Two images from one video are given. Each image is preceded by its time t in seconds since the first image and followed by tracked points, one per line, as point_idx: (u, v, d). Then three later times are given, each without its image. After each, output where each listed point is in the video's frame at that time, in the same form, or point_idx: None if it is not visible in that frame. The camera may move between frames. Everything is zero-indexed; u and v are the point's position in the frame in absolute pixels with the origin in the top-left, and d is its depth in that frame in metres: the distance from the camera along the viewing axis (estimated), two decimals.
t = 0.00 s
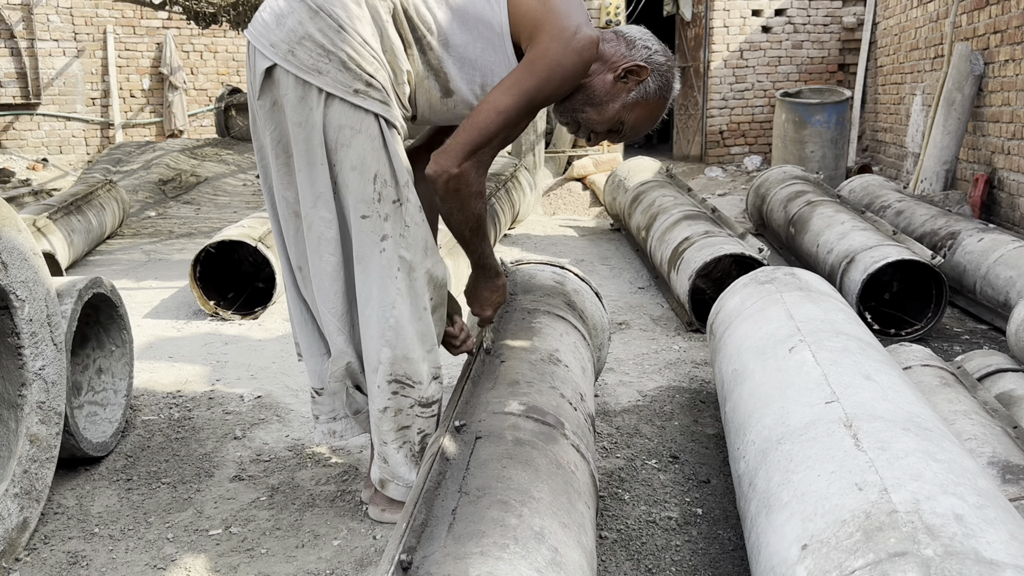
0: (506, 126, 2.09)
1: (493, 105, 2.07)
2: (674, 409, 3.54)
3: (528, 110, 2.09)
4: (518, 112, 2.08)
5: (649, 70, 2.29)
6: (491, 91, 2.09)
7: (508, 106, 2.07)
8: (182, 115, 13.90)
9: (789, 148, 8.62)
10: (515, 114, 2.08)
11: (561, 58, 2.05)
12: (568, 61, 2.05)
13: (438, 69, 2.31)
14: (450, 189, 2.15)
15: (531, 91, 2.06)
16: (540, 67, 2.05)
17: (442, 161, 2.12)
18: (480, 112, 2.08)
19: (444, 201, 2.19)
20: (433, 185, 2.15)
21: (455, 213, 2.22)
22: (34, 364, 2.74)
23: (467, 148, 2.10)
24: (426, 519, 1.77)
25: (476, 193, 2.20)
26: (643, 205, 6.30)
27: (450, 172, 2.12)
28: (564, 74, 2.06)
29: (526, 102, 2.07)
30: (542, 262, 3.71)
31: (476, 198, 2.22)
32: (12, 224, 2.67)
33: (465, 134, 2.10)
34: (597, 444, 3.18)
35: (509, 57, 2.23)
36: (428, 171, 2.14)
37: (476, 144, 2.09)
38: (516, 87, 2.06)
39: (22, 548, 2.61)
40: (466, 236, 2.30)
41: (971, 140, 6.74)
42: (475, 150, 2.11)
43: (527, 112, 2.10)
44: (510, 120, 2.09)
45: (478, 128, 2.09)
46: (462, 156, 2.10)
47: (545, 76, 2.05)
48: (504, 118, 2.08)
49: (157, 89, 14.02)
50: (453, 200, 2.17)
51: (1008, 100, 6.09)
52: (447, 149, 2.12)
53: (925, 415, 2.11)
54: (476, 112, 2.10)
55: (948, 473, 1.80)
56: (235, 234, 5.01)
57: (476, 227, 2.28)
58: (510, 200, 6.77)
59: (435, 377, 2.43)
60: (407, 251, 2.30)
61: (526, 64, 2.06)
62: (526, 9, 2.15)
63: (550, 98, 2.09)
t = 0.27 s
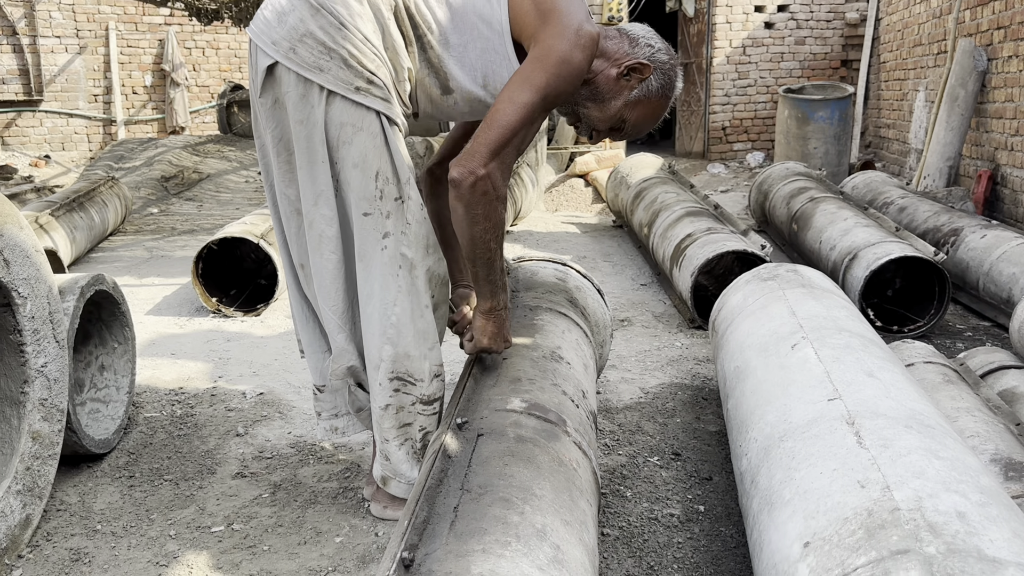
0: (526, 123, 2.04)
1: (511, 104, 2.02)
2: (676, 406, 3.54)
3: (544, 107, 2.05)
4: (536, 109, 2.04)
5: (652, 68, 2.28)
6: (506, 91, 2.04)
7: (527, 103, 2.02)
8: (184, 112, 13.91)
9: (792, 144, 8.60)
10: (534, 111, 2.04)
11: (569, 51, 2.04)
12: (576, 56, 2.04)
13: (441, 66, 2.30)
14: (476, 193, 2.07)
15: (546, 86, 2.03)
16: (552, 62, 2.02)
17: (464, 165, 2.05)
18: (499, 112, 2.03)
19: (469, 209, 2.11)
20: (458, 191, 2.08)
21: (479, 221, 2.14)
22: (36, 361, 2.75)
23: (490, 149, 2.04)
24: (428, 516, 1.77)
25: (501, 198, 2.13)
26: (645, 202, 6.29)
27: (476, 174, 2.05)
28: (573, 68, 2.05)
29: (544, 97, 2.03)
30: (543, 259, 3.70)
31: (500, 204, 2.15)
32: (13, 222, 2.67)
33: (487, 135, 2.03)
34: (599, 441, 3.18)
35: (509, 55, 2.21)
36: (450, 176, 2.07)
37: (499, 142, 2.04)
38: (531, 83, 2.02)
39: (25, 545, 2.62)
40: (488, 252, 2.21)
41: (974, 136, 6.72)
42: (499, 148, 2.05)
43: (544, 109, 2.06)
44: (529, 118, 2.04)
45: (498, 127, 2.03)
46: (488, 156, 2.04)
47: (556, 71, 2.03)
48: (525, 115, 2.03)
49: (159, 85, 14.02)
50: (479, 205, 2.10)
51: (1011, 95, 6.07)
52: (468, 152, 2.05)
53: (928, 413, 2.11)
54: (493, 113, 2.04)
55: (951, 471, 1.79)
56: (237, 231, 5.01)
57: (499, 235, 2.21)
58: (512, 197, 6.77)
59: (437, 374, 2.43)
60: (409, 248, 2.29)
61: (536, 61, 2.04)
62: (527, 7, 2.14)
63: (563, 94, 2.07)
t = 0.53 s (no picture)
0: (519, 107, 2.06)
1: (504, 86, 2.04)
2: (680, 403, 3.54)
3: (540, 93, 2.06)
4: (531, 94, 2.05)
5: (660, 64, 2.29)
6: (500, 74, 2.06)
7: (520, 87, 2.04)
8: (186, 109, 13.91)
9: (795, 141, 8.59)
10: (528, 95, 2.05)
11: (571, 42, 2.05)
12: (577, 47, 2.06)
13: (448, 63, 2.30)
14: (464, 171, 2.10)
15: (542, 71, 2.04)
16: (551, 50, 2.04)
17: (454, 142, 2.08)
18: (491, 94, 2.05)
19: (457, 185, 2.14)
20: (447, 168, 2.11)
21: (469, 200, 2.18)
22: (42, 358, 2.76)
23: (480, 128, 2.05)
24: (434, 514, 1.77)
25: (488, 176, 2.15)
26: (649, 199, 6.29)
27: (464, 152, 2.08)
28: (574, 58, 2.06)
29: (539, 83, 2.04)
30: (547, 256, 3.71)
31: (489, 183, 2.17)
32: (19, 219, 2.67)
33: (478, 114, 2.06)
34: (603, 438, 3.19)
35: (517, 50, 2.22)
36: (440, 153, 2.10)
37: (490, 124, 2.05)
38: (526, 67, 2.04)
39: (31, 541, 2.63)
40: (479, 229, 2.26)
41: (978, 133, 6.71)
42: (489, 129, 2.06)
43: (539, 95, 2.07)
44: (523, 101, 2.05)
45: (489, 108, 2.05)
46: (476, 136, 2.06)
47: (555, 58, 2.04)
48: (517, 98, 2.05)
49: (162, 83, 14.04)
50: (467, 183, 2.13)
51: (1015, 92, 6.06)
52: (458, 130, 2.08)
53: (932, 409, 2.11)
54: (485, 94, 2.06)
55: (956, 468, 1.79)
56: (241, 228, 5.01)
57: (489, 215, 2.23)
58: (515, 194, 6.77)
59: (441, 371, 2.43)
60: (414, 245, 2.30)
61: (536, 48, 2.05)
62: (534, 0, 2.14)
63: (560, 81, 2.08)
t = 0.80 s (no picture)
0: (525, 123, 2.10)
1: (510, 104, 2.09)
2: (682, 400, 3.55)
3: (546, 106, 2.09)
4: (535, 109, 2.09)
5: (667, 64, 2.28)
6: (507, 89, 2.10)
7: (525, 104, 2.08)
8: (188, 108, 13.93)
9: (797, 138, 8.58)
10: (534, 111, 2.09)
11: (576, 49, 2.05)
12: (580, 52, 2.05)
13: (453, 60, 2.31)
14: (472, 188, 2.19)
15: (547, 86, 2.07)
16: (552, 62, 2.05)
17: (463, 160, 2.15)
18: (498, 111, 2.10)
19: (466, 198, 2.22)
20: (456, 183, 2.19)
21: (478, 209, 2.26)
22: (46, 355, 2.76)
23: (485, 147, 2.12)
24: (438, 508, 1.78)
25: (497, 189, 2.21)
26: (651, 196, 6.29)
27: (472, 170, 2.15)
28: (580, 67, 2.06)
29: (542, 98, 2.07)
30: (550, 252, 3.71)
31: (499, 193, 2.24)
32: (23, 216, 2.68)
33: (483, 134, 2.11)
34: (606, 434, 3.19)
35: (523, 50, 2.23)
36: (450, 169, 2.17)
37: (496, 141, 2.11)
38: (531, 83, 2.07)
39: (36, 537, 2.64)
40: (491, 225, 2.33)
41: (980, 130, 6.71)
42: (494, 147, 2.12)
43: (545, 106, 2.10)
44: (527, 117, 2.10)
45: (495, 126, 2.09)
46: (482, 155, 2.13)
47: (560, 69, 2.05)
48: (523, 115, 2.09)
49: (164, 81, 14.06)
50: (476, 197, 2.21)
51: (1018, 89, 6.05)
52: (466, 148, 2.14)
53: (935, 405, 2.11)
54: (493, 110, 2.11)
55: (958, 462, 1.80)
56: (243, 226, 5.01)
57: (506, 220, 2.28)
58: (517, 191, 6.78)
59: (445, 368, 2.44)
60: (417, 242, 2.31)
61: (541, 59, 2.07)
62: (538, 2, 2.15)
63: (566, 92, 2.10)
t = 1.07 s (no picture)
0: (524, 106, 2.06)
1: (510, 86, 2.05)
2: (681, 399, 3.55)
3: (546, 93, 2.06)
4: (536, 95, 2.06)
5: (664, 67, 2.29)
6: (508, 73, 2.07)
7: (525, 87, 2.04)
8: (187, 108, 13.93)
9: (796, 138, 8.59)
10: (534, 95, 2.05)
11: (579, 42, 2.05)
12: (585, 48, 2.05)
13: (453, 60, 2.31)
14: (465, 169, 2.12)
15: (548, 72, 2.04)
16: (558, 51, 2.04)
17: (457, 140, 2.09)
18: (497, 93, 2.06)
19: (458, 182, 2.16)
20: (449, 164, 2.13)
21: (471, 196, 2.19)
22: (45, 355, 2.76)
23: (484, 127, 2.07)
24: (437, 506, 1.78)
25: (490, 176, 2.17)
26: (650, 196, 6.30)
27: (467, 150, 2.09)
28: (581, 59, 2.06)
29: (544, 84, 2.05)
30: (549, 252, 3.72)
31: (492, 181, 2.19)
32: (22, 216, 2.68)
33: (482, 114, 2.06)
34: (605, 434, 3.19)
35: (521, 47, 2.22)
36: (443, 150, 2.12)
37: (494, 123, 2.06)
38: (533, 68, 2.04)
39: (35, 537, 2.64)
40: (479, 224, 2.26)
41: (979, 129, 6.71)
42: (492, 129, 2.07)
43: (545, 96, 2.08)
44: (528, 102, 2.06)
45: (494, 107, 2.06)
46: (480, 134, 2.07)
47: (561, 59, 2.04)
48: (523, 99, 2.05)
49: (163, 82, 14.06)
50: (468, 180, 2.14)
51: (1016, 88, 6.06)
52: (463, 127, 2.09)
53: (934, 403, 2.12)
54: (493, 92, 2.07)
55: (957, 460, 1.80)
56: (242, 226, 5.01)
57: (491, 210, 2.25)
58: (516, 191, 6.78)
59: (445, 367, 2.44)
60: (419, 241, 2.31)
61: (543, 47, 2.05)
62: None
63: (565, 83, 2.08)
